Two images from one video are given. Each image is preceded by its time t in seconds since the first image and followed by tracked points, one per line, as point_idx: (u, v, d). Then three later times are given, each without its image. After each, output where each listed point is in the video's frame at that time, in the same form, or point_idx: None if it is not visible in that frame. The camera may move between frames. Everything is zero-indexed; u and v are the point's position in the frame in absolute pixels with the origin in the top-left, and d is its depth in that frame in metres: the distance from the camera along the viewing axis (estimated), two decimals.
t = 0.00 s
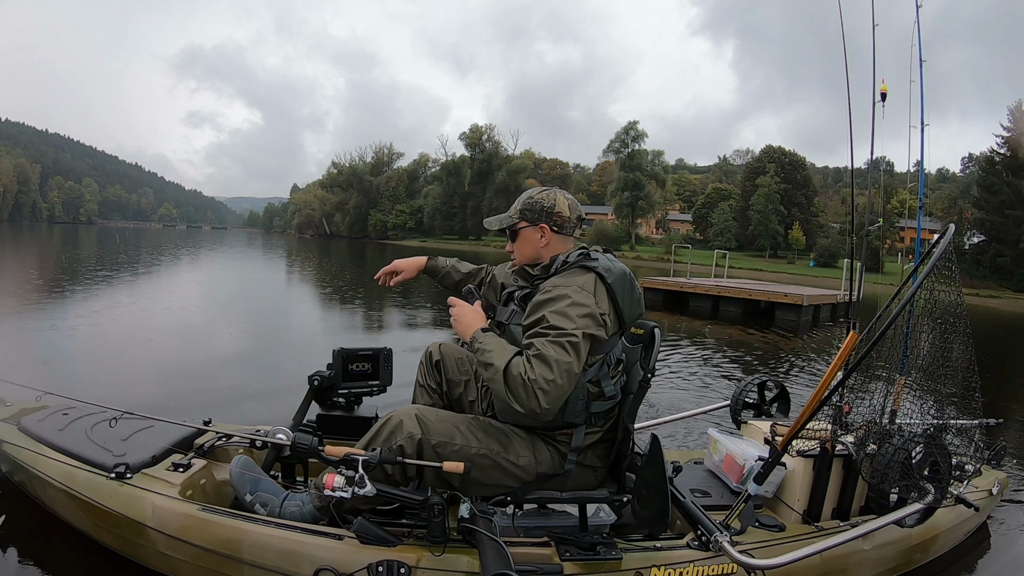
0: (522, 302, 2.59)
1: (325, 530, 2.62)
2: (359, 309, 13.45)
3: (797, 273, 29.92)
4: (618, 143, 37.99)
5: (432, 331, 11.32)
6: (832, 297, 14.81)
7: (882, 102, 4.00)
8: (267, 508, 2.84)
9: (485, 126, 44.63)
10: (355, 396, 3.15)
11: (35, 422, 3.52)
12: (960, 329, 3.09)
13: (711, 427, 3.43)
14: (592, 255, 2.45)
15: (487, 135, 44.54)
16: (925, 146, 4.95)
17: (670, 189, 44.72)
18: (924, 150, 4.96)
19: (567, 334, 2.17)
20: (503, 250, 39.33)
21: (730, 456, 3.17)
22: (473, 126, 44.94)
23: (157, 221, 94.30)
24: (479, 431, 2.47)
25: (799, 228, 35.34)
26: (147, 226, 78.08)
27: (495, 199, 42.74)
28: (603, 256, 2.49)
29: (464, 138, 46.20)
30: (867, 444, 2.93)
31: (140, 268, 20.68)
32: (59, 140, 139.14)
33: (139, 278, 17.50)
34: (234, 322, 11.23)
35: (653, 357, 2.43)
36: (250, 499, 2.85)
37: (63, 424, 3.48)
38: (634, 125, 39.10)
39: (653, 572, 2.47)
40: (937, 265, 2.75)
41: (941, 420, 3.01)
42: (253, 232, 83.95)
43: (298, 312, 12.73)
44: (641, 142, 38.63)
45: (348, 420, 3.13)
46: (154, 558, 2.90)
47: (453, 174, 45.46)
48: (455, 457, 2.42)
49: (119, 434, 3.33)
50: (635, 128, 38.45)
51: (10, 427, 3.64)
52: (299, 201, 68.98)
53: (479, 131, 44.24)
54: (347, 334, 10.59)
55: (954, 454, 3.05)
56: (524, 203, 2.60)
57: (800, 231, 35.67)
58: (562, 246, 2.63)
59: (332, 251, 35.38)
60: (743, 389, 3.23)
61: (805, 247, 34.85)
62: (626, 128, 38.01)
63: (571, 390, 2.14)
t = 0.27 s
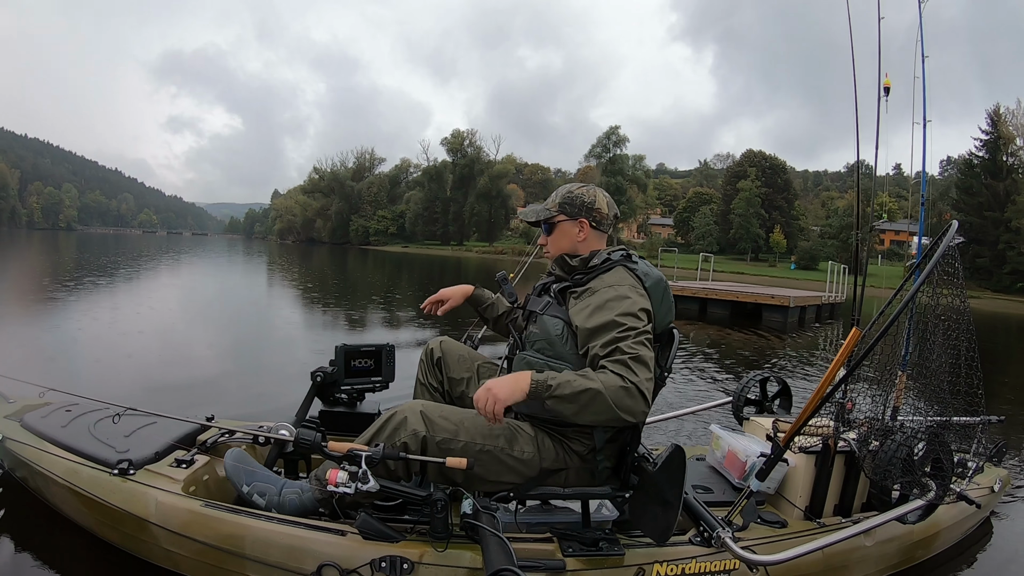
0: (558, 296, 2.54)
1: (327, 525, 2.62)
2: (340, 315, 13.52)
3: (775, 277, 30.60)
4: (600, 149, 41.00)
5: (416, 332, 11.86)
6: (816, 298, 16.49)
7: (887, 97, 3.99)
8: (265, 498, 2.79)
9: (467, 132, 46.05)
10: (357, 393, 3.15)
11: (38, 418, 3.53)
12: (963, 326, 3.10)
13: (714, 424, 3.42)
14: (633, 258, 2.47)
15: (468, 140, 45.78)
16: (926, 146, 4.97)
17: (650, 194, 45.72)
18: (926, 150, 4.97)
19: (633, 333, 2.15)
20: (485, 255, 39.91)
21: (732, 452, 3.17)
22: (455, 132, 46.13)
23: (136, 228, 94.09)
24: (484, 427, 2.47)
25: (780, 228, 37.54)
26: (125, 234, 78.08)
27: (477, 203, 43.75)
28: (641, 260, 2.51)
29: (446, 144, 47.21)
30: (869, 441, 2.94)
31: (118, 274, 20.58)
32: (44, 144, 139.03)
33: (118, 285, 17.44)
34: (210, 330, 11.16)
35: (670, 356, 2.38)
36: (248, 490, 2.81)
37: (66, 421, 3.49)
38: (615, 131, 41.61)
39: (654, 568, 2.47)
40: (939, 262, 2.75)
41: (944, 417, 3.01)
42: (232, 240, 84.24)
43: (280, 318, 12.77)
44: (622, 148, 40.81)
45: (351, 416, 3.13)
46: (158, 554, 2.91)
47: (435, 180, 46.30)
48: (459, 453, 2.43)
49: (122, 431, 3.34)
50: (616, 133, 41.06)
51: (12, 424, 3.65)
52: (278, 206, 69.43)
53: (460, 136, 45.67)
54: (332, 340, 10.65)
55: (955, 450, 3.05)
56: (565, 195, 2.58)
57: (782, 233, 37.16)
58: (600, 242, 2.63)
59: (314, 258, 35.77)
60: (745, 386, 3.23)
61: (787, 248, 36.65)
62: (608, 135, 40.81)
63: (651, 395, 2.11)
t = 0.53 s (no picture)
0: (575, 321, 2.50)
1: (328, 547, 2.61)
2: (327, 320, 13.52)
3: (759, 279, 31.04)
4: (587, 150, 41.85)
5: (404, 336, 11.91)
6: (807, 300, 16.95)
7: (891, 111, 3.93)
8: (256, 511, 2.74)
9: (453, 135, 46.06)
10: (359, 412, 3.14)
11: (38, 437, 3.51)
12: (968, 341, 3.09)
13: (719, 442, 3.40)
14: (652, 285, 2.45)
15: (455, 143, 46.06)
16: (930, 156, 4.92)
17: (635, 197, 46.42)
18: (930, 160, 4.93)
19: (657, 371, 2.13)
20: (473, 258, 40.25)
21: (737, 470, 3.15)
22: (441, 135, 46.39)
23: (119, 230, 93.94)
24: (486, 449, 2.47)
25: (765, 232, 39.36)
26: (106, 234, 77.82)
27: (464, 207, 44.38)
28: (660, 287, 2.50)
29: (432, 147, 47.70)
30: (875, 458, 2.92)
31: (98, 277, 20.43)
32: (30, 150, 138.78)
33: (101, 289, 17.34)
34: (197, 336, 11.07)
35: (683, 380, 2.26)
36: (236, 507, 2.75)
37: (66, 439, 3.47)
38: (600, 133, 42.73)
39: None
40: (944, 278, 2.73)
41: (950, 432, 2.99)
42: (215, 241, 84.40)
43: (265, 324, 12.75)
44: (608, 149, 41.55)
45: (353, 435, 3.12)
46: None
47: (421, 183, 46.76)
48: (462, 475, 2.42)
49: (123, 450, 3.32)
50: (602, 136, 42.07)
51: (14, 442, 3.64)
52: (264, 208, 69.63)
53: (447, 139, 46.06)
54: (319, 346, 10.63)
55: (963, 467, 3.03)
56: (590, 215, 2.56)
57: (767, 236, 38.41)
58: (622, 265, 2.62)
59: (301, 260, 36.01)
60: (749, 402, 3.21)
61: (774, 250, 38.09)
62: (594, 136, 41.65)
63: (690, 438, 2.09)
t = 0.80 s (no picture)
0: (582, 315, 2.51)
1: (333, 542, 2.62)
2: (317, 319, 13.54)
3: (748, 277, 31.23)
4: (575, 150, 42.07)
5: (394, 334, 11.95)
6: (799, 298, 17.15)
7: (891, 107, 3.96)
8: (253, 503, 2.75)
9: (442, 135, 46.56)
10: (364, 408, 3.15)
11: (44, 433, 3.53)
12: (971, 336, 3.09)
13: (722, 437, 3.41)
14: (660, 283, 2.45)
15: (444, 143, 46.47)
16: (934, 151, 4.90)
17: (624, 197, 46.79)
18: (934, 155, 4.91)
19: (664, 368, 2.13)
20: (462, 257, 40.44)
21: (740, 465, 3.15)
22: (430, 134, 46.73)
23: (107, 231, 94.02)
24: (487, 445, 2.49)
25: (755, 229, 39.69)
26: (91, 236, 77.68)
27: (453, 206, 44.59)
28: (668, 286, 2.50)
29: (422, 147, 48.05)
30: (878, 452, 2.92)
31: (83, 277, 20.32)
32: (20, 152, 138.78)
33: (88, 288, 17.29)
34: (186, 335, 11.04)
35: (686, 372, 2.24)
36: (233, 496, 2.77)
37: (72, 435, 3.49)
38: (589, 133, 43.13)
39: None
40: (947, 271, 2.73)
41: (954, 428, 2.98)
42: (201, 242, 84.63)
43: (255, 323, 12.74)
44: (597, 149, 41.96)
45: (358, 431, 3.13)
46: (165, 570, 2.90)
47: (411, 182, 47.04)
48: (465, 470, 2.43)
49: (128, 446, 3.34)
50: (591, 136, 42.50)
51: (20, 438, 3.66)
52: (253, 209, 69.84)
53: (437, 139, 46.39)
54: (310, 344, 10.62)
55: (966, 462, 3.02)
56: (589, 216, 2.62)
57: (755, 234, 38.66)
58: (623, 262, 2.62)
59: (290, 260, 36.14)
60: (753, 397, 3.21)
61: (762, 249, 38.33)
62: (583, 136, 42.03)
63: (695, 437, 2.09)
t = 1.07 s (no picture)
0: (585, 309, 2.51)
1: (335, 540, 2.62)
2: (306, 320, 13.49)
3: (739, 278, 31.33)
4: (566, 150, 42.16)
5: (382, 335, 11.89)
6: (792, 298, 17.26)
7: (896, 105, 3.99)
8: (253, 500, 2.76)
9: (432, 136, 46.67)
10: (366, 406, 3.14)
11: (46, 432, 3.53)
12: (975, 334, 3.08)
13: (725, 435, 3.40)
14: (665, 281, 2.44)
15: (434, 144, 46.55)
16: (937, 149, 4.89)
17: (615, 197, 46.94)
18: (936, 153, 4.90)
19: (670, 366, 2.12)
20: (453, 258, 40.48)
21: (744, 463, 3.15)
22: (421, 135, 46.82)
23: (94, 232, 93.65)
24: (488, 446, 2.49)
25: (746, 229, 39.80)
26: (78, 238, 77.35)
27: (443, 207, 44.63)
28: (673, 284, 2.48)
29: (412, 147, 48.14)
30: (881, 451, 2.92)
31: (70, 279, 20.18)
32: (11, 152, 138.52)
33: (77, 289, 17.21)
34: (175, 338, 10.97)
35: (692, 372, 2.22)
36: (233, 495, 2.76)
37: (74, 434, 3.50)
38: (580, 134, 43.22)
39: None
40: (952, 270, 2.72)
41: (958, 427, 2.98)
42: (188, 243, 84.43)
43: (245, 325, 12.69)
44: (587, 149, 42.14)
45: (360, 430, 3.13)
46: (167, 568, 2.91)
47: (401, 183, 47.11)
48: (467, 469, 2.44)
49: (131, 444, 3.34)
50: (582, 136, 42.65)
51: (22, 437, 3.66)
52: (244, 210, 69.80)
53: (427, 140, 46.44)
54: (300, 346, 10.56)
55: (970, 461, 3.02)
56: (593, 221, 2.70)
57: (746, 235, 38.95)
58: (619, 258, 2.60)
59: (280, 262, 36.12)
60: (755, 396, 3.21)
61: (753, 249, 38.62)
62: (574, 136, 42.18)
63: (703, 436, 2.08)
